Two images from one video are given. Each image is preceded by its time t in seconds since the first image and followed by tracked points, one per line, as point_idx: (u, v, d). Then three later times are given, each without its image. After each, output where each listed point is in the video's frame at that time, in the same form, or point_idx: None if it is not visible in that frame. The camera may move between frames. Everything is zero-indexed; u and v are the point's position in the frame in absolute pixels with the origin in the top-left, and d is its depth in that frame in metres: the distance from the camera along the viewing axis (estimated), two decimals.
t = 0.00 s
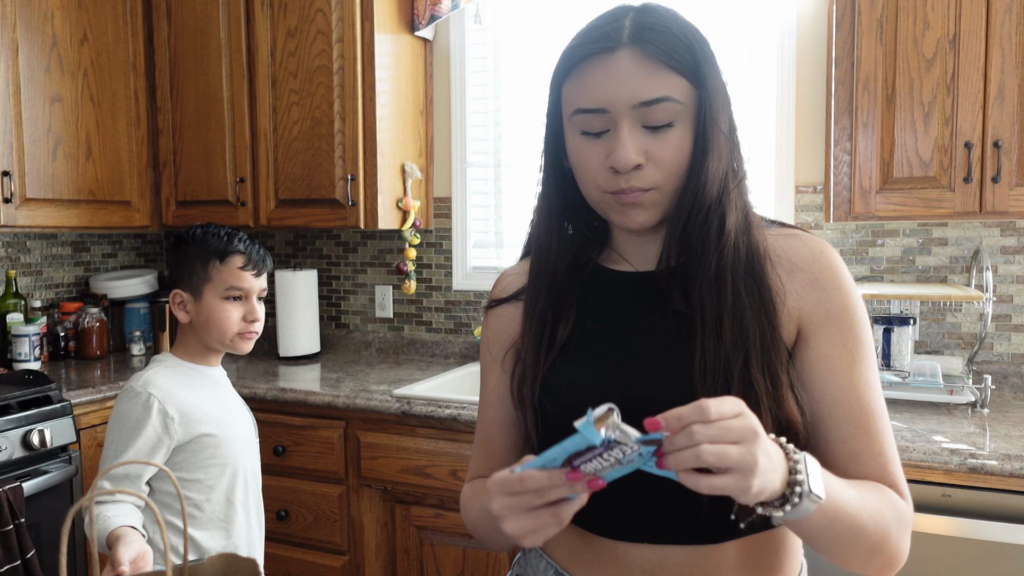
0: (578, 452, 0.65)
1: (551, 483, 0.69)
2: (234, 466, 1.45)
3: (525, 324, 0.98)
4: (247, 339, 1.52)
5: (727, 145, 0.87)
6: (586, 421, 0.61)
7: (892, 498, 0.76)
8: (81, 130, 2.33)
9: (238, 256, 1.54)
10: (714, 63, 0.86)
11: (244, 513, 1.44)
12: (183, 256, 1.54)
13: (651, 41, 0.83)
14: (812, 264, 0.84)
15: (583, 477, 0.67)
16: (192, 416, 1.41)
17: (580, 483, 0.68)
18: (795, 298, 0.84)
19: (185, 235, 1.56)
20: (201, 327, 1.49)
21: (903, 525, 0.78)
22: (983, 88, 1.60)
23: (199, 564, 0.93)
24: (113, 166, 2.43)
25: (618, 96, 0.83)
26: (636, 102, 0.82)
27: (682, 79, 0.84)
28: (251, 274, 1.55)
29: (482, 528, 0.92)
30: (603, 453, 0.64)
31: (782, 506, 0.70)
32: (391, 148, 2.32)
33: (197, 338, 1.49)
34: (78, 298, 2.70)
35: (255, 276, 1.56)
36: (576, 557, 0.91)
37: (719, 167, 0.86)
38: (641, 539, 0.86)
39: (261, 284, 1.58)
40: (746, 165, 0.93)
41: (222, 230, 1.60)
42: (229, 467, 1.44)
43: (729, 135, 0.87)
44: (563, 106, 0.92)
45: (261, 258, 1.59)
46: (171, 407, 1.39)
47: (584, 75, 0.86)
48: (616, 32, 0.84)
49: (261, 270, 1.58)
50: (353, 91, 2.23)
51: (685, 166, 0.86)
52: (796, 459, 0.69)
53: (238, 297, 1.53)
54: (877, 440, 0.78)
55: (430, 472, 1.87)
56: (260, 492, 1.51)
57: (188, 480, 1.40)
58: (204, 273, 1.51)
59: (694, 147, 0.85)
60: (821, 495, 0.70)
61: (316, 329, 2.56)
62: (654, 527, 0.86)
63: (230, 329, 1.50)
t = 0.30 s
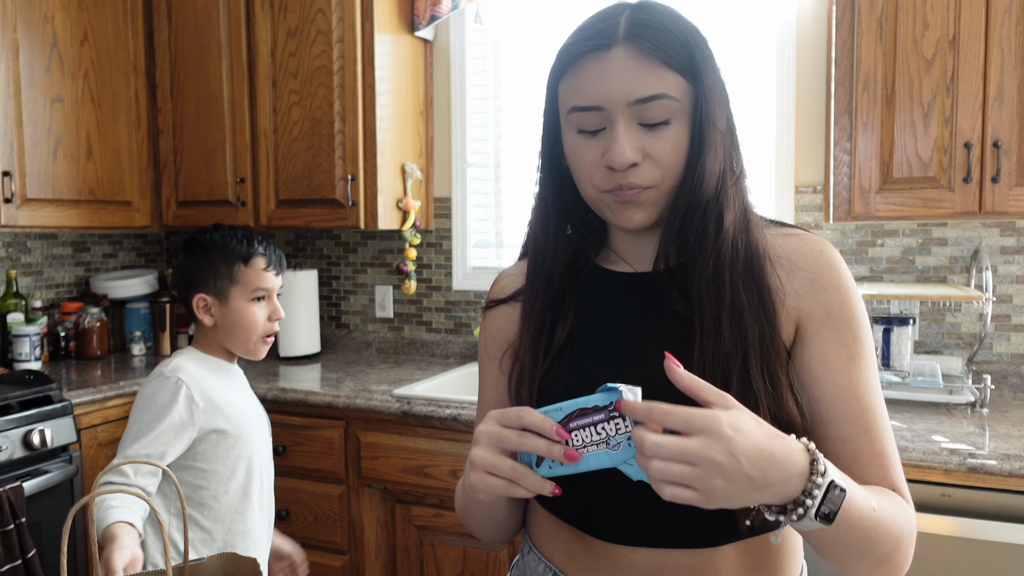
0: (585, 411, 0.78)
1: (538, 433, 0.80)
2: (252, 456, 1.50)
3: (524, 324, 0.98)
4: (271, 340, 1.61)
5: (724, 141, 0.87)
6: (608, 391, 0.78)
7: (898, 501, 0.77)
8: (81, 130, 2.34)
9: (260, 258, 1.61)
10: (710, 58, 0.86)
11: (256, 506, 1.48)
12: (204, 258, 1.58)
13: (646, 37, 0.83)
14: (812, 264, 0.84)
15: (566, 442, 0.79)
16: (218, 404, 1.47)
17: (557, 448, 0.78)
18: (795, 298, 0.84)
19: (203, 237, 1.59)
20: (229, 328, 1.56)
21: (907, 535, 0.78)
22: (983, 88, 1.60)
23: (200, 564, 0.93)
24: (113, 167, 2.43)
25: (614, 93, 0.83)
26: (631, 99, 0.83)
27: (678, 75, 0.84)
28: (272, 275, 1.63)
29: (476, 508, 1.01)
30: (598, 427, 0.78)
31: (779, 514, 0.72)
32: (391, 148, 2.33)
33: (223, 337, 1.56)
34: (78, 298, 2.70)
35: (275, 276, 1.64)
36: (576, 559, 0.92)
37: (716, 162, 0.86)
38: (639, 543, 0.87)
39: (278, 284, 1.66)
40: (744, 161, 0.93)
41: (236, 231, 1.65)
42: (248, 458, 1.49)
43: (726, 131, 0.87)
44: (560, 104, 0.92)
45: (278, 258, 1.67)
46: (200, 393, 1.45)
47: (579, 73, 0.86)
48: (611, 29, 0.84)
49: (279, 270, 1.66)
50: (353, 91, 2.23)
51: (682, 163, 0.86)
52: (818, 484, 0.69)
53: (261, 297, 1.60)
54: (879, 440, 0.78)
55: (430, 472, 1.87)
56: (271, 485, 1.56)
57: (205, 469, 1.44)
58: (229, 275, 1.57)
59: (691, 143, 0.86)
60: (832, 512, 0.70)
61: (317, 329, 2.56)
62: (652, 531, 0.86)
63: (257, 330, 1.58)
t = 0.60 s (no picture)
0: (594, 416, 0.78)
1: (550, 438, 0.80)
2: (266, 453, 1.54)
3: (528, 321, 0.98)
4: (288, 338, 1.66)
5: (728, 136, 0.86)
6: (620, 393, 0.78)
7: (915, 498, 0.76)
8: (81, 130, 2.34)
9: (280, 259, 1.65)
10: (717, 52, 0.86)
11: (268, 499, 1.54)
12: (226, 256, 1.61)
13: (654, 28, 0.84)
14: (815, 264, 0.84)
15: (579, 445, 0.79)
16: (234, 402, 1.50)
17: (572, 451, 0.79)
18: (799, 299, 0.83)
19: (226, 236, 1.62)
20: (249, 325, 1.59)
21: (925, 532, 0.77)
22: (983, 87, 1.60)
23: (200, 565, 0.93)
24: (112, 167, 2.43)
25: (620, 82, 0.84)
26: (636, 88, 0.83)
27: (684, 66, 0.84)
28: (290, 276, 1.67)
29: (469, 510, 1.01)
30: (611, 428, 0.78)
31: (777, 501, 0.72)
32: (391, 148, 2.32)
33: (243, 334, 1.59)
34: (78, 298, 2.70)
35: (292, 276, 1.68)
36: (576, 560, 0.91)
37: (721, 158, 0.86)
38: (640, 544, 0.86)
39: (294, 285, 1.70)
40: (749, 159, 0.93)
41: (253, 232, 1.68)
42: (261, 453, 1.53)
43: (731, 125, 0.87)
44: (566, 94, 0.92)
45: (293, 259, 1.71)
46: (216, 392, 1.48)
47: (586, 62, 0.87)
48: (619, 20, 0.85)
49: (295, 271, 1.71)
50: (353, 91, 2.23)
51: (686, 156, 0.85)
52: (811, 475, 0.69)
53: (281, 297, 1.64)
54: (893, 438, 0.78)
55: (430, 472, 1.87)
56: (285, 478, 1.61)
57: (222, 464, 1.48)
58: (251, 275, 1.60)
59: (696, 137, 0.85)
60: (831, 503, 0.70)
61: (316, 329, 2.56)
62: (652, 531, 0.86)
63: (276, 328, 1.62)
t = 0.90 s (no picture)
0: (572, 420, 0.74)
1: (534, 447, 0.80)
2: (289, 450, 1.57)
3: (530, 318, 0.99)
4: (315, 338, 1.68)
5: (731, 135, 0.86)
6: (598, 397, 0.71)
7: (893, 505, 0.77)
8: (81, 130, 2.33)
9: (305, 260, 1.67)
10: (721, 51, 0.86)
11: (292, 495, 1.56)
12: (253, 259, 1.63)
13: (659, 24, 0.84)
14: (816, 268, 0.84)
15: (565, 440, 0.78)
16: (261, 399, 1.53)
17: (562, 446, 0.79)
18: (798, 302, 0.83)
19: (251, 240, 1.64)
20: (277, 326, 1.61)
21: (903, 539, 0.77)
22: (983, 87, 1.60)
23: (199, 565, 0.93)
24: (112, 166, 2.43)
25: (623, 76, 0.84)
26: (640, 82, 0.83)
27: (687, 64, 0.84)
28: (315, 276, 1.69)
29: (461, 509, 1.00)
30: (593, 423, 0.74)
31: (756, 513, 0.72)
32: (391, 148, 2.32)
33: (271, 335, 1.61)
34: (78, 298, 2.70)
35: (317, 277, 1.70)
36: (576, 559, 0.91)
37: (723, 156, 0.86)
38: (639, 543, 0.86)
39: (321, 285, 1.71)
40: (752, 159, 0.93)
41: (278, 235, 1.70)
42: (284, 450, 1.56)
43: (734, 125, 0.87)
44: (570, 88, 0.92)
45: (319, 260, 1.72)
46: (243, 388, 1.50)
47: (591, 55, 0.87)
48: (625, 15, 0.85)
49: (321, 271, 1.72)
50: (353, 91, 2.23)
51: (688, 153, 0.85)
52: (783, 472, 0.70)
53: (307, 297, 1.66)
54: (884, 447, 0.78)
55: (430, 472, 1.87)
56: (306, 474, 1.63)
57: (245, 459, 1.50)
58: (278, 276, 1.62)
59: (699, 135, 0.85)
60: (806, 500, 0.71)
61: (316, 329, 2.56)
62: (651, 531, 0.86)
63: (303, 329, 1.64)
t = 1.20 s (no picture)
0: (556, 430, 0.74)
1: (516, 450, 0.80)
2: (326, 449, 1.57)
3: (532, 318, 0.99)
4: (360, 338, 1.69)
5: (734, 140, 0.87)
6: (584, 412, 0.69)
7: (899, 495, 0.79)
8: (81, 130, 2.34)
9: (350, 261, 1.69)
10: (724, 56, 0.86)
11: (321, 498, 1.56)
12: (302, 261, 1.67)
13: (663, 29, 0.84)
14: (816, 266, 0.84)
15: (549, 443, 0.79)
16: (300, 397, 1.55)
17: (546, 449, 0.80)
18: (799, 300, 0.84)
19: (298, 243, 1.69)
20: (323, 325, 1.63)
21: (911, 530, 0.79)
22: (983, 87, 1.60)
23: (200, 564, 0.93)
24: (113, 167, 2.43)
25: (626, 81, 0.84)
26: (643, 88, 0.83)
27: (691, 69, 0.84)
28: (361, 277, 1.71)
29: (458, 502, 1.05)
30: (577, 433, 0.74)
31: (804, 498, 0.71)
32: (391, 148, 2.32)
33: (317, 334, 1.63)
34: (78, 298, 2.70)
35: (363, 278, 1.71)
36: (577, 557, 0.92)
37: (726, 160, 0.86)
38: (639, 541, 0.87)
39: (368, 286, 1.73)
40: (754, 164, 0.93)
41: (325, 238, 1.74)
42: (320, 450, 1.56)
43: (737, 131, 0.87)
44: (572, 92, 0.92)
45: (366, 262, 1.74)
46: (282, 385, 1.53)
47: (593, 60, 0.87)
48: (628, 20, 0.85)
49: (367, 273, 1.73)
50: (353, 91, 2.24)
51: (691, 157, 0.86)
52: (819, 453, 0.71)
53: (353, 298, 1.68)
54: (883, 440, 0.80)
55: (431, 472, 1.88)
56: (343, 476, 1.63)
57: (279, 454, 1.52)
58: (323, 276, 1.65)
59: (701, 139, 0.86)
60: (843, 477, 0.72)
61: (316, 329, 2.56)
62: (651, 529, 0.86)
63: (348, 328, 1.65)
